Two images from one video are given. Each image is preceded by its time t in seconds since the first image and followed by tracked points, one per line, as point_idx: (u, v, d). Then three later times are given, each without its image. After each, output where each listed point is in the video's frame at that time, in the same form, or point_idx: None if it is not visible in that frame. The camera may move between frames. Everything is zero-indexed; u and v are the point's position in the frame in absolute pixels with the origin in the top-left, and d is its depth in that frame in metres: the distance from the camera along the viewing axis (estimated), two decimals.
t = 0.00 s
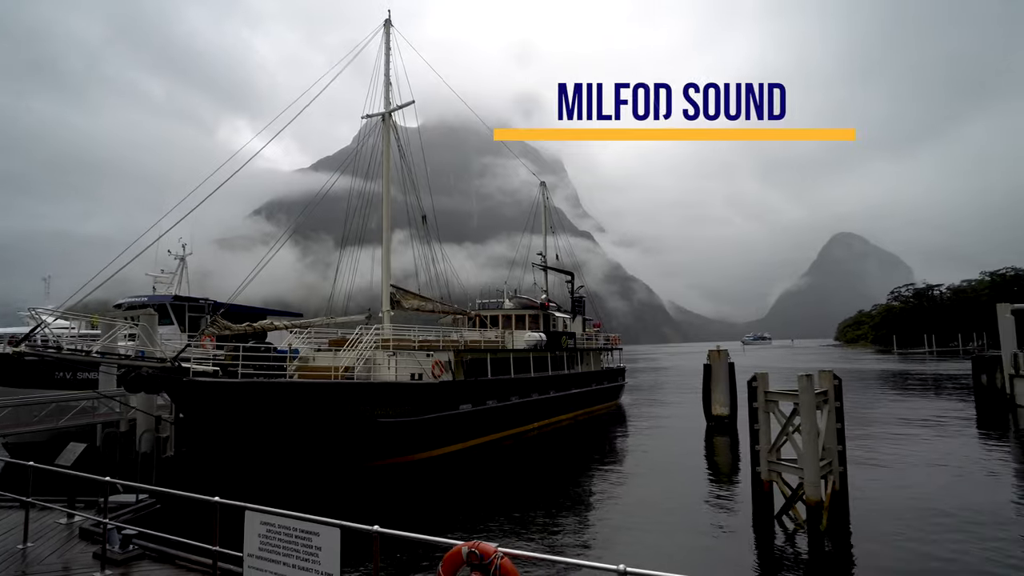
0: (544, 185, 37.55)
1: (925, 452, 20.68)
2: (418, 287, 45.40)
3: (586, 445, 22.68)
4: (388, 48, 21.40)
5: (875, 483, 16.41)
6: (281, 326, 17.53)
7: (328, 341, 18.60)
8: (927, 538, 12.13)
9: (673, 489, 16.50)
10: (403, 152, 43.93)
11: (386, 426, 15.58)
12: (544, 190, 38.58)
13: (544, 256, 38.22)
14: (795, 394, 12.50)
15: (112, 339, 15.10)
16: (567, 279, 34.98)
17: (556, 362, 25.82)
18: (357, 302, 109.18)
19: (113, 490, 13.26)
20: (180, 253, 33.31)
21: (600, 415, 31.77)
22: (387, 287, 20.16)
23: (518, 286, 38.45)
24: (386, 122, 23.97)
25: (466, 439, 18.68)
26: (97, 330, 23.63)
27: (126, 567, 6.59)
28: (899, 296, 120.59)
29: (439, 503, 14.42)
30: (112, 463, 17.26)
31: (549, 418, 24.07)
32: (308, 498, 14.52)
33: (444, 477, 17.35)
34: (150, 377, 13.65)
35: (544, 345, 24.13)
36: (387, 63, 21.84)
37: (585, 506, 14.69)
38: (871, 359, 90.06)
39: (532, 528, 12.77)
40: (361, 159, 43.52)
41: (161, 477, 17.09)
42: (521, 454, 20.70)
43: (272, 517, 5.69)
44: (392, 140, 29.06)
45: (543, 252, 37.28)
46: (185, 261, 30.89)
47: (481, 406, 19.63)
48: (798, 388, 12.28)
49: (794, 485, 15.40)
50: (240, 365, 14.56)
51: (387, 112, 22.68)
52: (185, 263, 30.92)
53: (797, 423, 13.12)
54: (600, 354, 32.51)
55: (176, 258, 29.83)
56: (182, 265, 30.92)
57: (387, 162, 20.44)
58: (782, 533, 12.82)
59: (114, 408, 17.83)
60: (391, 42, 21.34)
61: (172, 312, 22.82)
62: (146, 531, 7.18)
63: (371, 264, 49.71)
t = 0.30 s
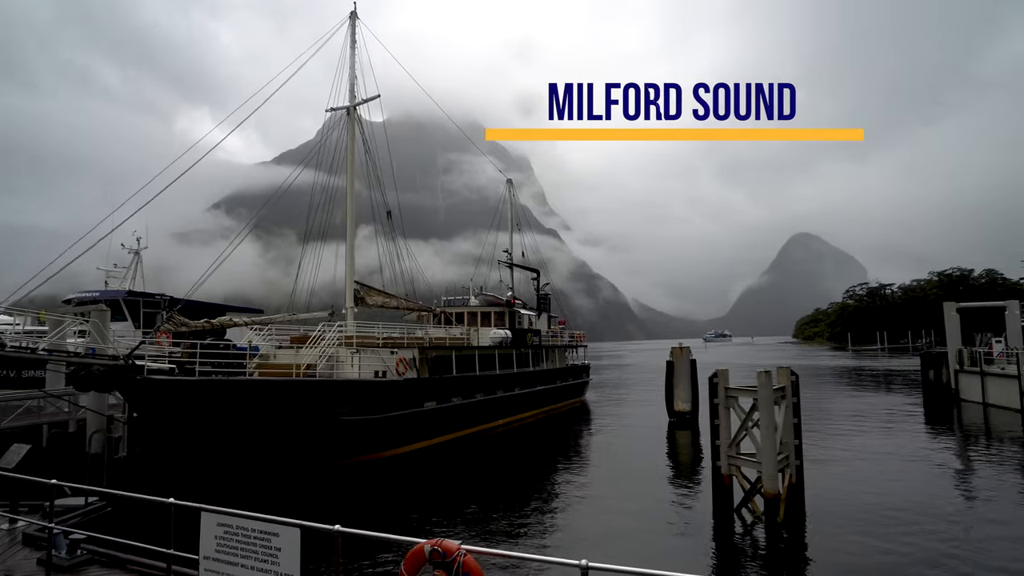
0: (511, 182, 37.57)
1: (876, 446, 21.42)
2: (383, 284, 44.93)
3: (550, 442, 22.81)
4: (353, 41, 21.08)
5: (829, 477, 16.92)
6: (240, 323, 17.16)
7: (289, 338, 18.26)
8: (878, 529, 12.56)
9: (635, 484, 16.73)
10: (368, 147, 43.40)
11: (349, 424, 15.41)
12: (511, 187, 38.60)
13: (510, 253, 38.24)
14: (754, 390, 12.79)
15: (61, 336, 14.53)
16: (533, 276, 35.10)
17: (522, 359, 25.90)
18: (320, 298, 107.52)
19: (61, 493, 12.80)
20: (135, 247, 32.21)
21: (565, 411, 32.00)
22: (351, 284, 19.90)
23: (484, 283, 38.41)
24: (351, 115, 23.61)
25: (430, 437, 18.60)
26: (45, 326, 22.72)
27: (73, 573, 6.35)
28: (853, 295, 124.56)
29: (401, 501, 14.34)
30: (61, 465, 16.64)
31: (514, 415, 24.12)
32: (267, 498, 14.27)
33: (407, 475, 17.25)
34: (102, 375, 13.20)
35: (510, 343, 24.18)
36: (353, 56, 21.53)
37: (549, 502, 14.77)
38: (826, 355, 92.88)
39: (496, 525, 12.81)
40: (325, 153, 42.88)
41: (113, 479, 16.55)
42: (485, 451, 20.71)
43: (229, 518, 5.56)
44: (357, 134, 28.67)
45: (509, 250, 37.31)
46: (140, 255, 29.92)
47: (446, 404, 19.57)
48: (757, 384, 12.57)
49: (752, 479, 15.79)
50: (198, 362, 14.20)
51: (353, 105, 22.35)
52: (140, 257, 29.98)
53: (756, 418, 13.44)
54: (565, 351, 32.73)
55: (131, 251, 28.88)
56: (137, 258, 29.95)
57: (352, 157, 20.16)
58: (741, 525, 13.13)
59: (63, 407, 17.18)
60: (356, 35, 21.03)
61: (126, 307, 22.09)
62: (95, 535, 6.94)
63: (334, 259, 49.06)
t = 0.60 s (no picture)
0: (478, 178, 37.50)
1: (831, 440, 22.06)
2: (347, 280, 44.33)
3: (516, 438, 22.86)
4: (318, 32, 20.70)
5: (787, 471, 17.36)
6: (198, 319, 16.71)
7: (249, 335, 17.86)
8: (833, 521, 12.91)
9: (599, 479, 16.89)
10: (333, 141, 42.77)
11: (311, 423, 15.15)
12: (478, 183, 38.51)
13: (477, 249, 38.16)
14: (716, 386, 13.02)
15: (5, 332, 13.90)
16: (499, 273, 35.09)
17: (488, 356, 25.88)
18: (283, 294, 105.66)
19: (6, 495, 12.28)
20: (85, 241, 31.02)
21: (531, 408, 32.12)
22: (314, 279, 19.57)
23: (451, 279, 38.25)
24: (315, 108, 23.19)
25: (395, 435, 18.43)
26: None
27: None
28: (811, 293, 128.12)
29: (366, 499, 14.18)
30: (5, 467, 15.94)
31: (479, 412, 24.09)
32: (226, 498, 13.93)
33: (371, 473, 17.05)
34: (50, 372, 12.69)
35: (476, 340, 24.14)
36: (317, 48, 21.15)
37: (514, 498, 14.80)
38: (785, 352, 95.26)
39: (461, 523, 12.76)
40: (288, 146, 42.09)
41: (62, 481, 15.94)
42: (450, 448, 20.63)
43: (184, 520, 5.40)
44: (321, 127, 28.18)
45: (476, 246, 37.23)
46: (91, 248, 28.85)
47: (411, 401, 19.43)
48: (719, 380, 12.79)
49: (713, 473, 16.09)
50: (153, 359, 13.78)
51: (317, 98, 21.94)
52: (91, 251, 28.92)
53: (717, 413, 13.69)
54: (531, 348, 32.83)
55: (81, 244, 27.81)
56: (88, 252, 28.88)
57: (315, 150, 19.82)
58: (702, 518, 13.37)
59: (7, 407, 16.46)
60: (321, 27, 20.65)
61: (76, 303, 21.28)
62: (41, 540, 6.67)
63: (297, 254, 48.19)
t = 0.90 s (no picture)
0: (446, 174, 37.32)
1: (790, 434, 22.63)
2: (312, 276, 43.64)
3: (482, 434, 22.86)
4: (282, 21, 20.26)
5: (748, 465, 17.73)
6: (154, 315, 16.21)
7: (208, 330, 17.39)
8: (792, 513, 13.24)
9: (565, 475, 17.02)
10: (296, 134, 41.92)
11: (274, 420, 14.91)
12: (445, 179, 38.31)
13: (444, 244, 37.97)
14: (679, 381, 13.20)
15: None
16: (466, 270, 34.98)
17: (454, 352, 25.81)
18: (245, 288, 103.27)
19: None
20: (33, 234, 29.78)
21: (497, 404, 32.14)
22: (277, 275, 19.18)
23: (417, 276, 37.98)
24: (278, 99, 22.69)
25: (359, 432, 18.24)
26: None
27: None
28: (773, 290, 131.18)
29: (329, 497, 14.00)
30: None
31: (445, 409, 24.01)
32: (183, 498, 13.57)
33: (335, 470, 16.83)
34: None
35: (442, 336, 24.06)
36: (281, 38, 20.71)
37: (480, 495, 14.80)
38: (747, 348, 97.44)
39: (426, 520, 12.70)
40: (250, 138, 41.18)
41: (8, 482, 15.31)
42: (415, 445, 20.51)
43: (138, 522, 5.23)
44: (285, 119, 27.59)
45: (443, 242, 37.03)
46: (40, 241, 27.76)
47: (376, 398, 19.24)
48: (682, 375, 12.97)
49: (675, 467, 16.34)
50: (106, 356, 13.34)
51: (280, 90, 21.49)
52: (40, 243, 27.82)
53: (680, 408, 13.88)
54: (497, 344, 32.85)
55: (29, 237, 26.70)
56: (37, 245, 27.78)
57: (279, 142, 19.43)
58: (665, 511, 13.58)
59: None
60: (284, 16, 20.22)
61: (23, 298, 20.45)
62: None
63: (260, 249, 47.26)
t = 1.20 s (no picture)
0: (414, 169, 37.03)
1: (752, 429, 23.12)
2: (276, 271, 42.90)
3: (449, 431, 22.78)
4: (246, 9, 19.80)
5: (711, 459, 18.05)
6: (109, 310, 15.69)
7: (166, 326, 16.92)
8: (753, 507, 13.53)
9: (531, 471, 17.07)
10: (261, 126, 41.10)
11: (235, 418, 14.58)
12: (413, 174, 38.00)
13: (412, 240, 37.65)
14: (645, 377, 13.36)
15: None
16: (434, 266, 34.77)
17: (421, 349, 25.64)
18: (206, 283, 100.77)
19: None
20: None
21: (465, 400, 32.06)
22: (239, 269, 18.75)
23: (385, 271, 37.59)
24: (242, 89, 22.18)
25: (323, 429, 17.97)
26: None
27: None
28: (737, 288, 133.76)
29: (291, 495, 13.76)
30: None
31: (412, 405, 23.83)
32: (138, 498, 13.17)
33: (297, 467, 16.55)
34: None
35: (409, 332, 23.89)
36: (245, 27, 20.24)
37: (446, 491, 14.73)
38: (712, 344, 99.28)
39: (391, 518, 12.58)
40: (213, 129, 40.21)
41: None
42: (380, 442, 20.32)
43: (90, 524, 5.04)
44: (248, 110, 26.98)
45: (410, 238, 36.73)
46: None
47: (341, 394, 18.99)
48: (648, 370, 13.13)
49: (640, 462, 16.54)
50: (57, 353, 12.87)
51: (244, 80, 21.01)
52: None
53: (646, 404, 14.05)
54: (465, 340, 32.77)
55: None
56: None
57: (242, 134, 19.01)
58: (631, 505, 13.73)
59: None
60: (249, 5, 19.77)
61: None
62: None
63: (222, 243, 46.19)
